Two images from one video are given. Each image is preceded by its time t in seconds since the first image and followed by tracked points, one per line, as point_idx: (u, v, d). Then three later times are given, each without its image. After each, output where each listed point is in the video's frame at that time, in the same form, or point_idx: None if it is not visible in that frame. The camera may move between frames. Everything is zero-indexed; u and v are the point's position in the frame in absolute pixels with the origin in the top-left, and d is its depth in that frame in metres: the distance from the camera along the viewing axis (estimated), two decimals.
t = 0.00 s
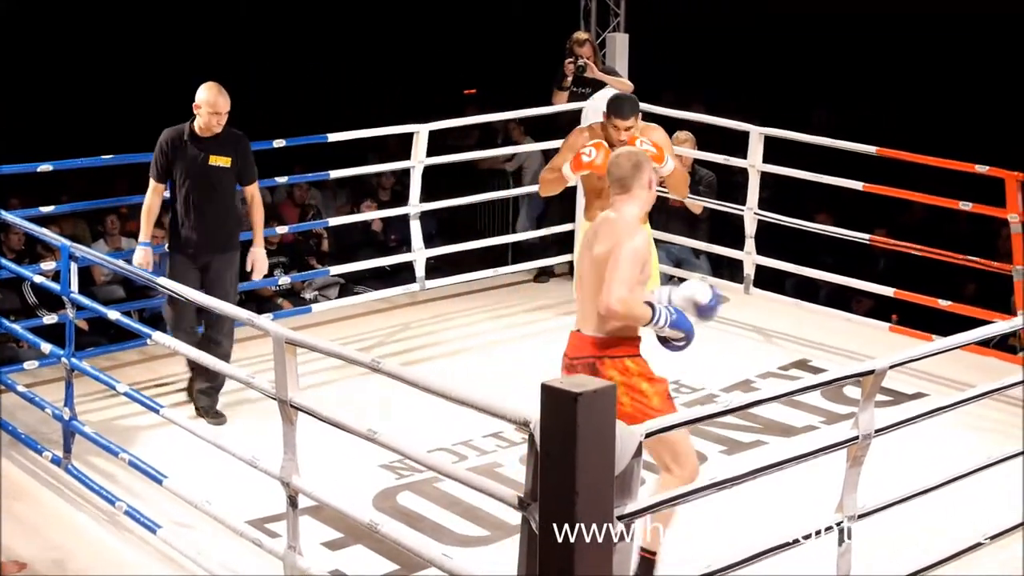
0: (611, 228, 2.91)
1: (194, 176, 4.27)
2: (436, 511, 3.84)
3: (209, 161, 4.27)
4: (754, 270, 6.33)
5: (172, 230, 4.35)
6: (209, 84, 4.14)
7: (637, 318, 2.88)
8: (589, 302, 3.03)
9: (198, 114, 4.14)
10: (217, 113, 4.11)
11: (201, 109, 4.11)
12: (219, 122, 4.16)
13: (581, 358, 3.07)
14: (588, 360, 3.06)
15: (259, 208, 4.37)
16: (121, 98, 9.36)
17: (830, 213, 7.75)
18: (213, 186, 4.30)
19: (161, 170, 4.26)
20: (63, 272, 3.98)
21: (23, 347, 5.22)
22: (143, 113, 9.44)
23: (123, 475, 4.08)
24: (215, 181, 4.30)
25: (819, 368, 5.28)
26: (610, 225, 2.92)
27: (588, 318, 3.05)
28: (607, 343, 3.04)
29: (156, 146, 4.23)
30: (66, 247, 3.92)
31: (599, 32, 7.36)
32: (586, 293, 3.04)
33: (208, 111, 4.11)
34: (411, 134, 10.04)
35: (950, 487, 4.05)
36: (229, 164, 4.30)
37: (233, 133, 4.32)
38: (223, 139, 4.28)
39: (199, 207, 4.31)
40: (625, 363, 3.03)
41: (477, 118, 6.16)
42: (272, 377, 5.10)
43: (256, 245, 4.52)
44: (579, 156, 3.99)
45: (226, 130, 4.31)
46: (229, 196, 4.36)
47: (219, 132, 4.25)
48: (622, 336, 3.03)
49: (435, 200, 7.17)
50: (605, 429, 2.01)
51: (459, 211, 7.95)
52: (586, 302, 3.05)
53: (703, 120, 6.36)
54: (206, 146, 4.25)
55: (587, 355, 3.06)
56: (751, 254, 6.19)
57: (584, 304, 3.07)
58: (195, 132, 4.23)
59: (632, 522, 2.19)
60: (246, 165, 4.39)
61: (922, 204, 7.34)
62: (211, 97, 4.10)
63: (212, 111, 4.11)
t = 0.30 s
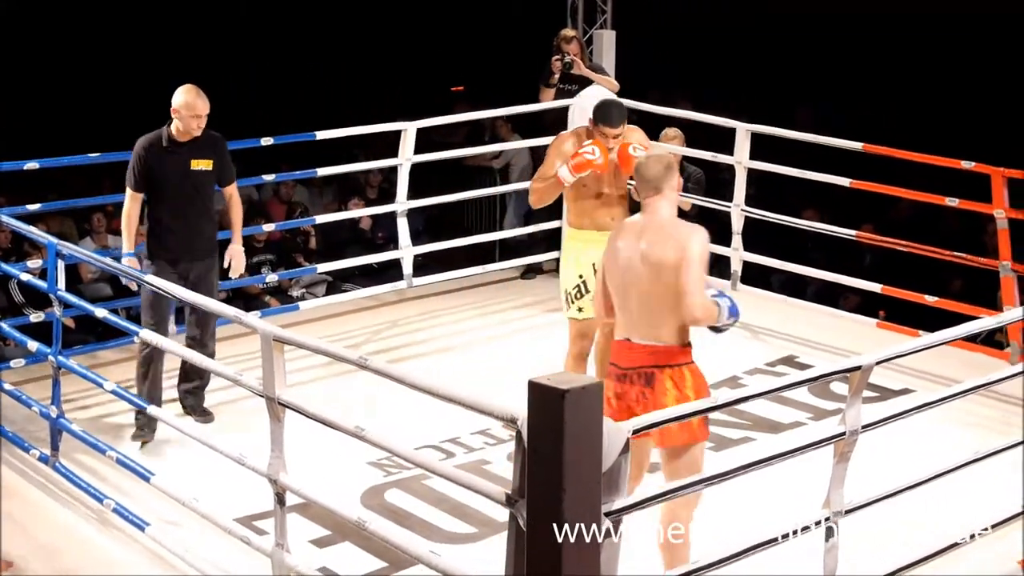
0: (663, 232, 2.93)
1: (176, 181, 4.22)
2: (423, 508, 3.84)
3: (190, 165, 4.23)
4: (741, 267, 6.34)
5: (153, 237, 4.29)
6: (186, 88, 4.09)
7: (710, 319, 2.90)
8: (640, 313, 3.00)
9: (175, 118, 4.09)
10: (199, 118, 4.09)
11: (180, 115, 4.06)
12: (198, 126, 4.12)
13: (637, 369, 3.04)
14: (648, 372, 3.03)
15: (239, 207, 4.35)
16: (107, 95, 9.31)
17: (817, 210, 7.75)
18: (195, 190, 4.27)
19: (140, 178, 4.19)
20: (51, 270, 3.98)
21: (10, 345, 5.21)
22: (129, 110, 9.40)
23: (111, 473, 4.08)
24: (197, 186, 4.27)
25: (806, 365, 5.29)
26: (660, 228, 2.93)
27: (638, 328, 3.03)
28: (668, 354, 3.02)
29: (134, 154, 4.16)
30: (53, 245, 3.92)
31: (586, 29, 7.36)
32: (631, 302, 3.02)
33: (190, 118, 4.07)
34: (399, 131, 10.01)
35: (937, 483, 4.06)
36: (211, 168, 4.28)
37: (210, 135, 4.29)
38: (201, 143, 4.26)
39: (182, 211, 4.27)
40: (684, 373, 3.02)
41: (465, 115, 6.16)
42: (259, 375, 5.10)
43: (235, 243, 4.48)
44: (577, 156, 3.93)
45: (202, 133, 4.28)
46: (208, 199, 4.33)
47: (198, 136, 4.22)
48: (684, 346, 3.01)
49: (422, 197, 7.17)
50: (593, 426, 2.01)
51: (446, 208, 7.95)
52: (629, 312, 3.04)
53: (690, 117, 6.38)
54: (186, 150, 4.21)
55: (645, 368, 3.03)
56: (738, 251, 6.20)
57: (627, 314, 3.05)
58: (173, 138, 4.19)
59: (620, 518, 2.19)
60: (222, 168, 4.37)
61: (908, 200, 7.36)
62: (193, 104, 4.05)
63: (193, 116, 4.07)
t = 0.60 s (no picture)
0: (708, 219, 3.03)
1: (142, 188, 4.05)
2: (407, 504, 3.84)
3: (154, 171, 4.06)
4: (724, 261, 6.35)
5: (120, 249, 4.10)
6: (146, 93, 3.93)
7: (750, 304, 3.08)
8: (679, 306, 3.03)
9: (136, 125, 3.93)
10: (161, 123, 3.94)
11: (142, 123, 3.91)
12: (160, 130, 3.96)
13: (670, 361, 3.08)
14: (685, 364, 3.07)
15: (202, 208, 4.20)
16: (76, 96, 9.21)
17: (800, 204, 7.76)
18: (160, 195, 4.10)
19: (105, 189, 3.99)
20: (32, 267, 3.96)
21: None
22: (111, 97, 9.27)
23: (93, 471, 4.07)
24: (162, 191, 4.10)
25: (789, 360, 5.29)
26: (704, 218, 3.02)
27: (672, 321, 3.06)
28: (703, 347, 3.07)
29: (97, 165, 3.97)
30: (35, 242, 3.90)
31: (569, 24, 7.35)
32: (666, 297, 3.05)
33: (153, 125, 3.92)
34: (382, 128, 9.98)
35: (921, 477, 4.07)
36: (175, 172, 4.12)
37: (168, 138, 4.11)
38: (162, 147, 4.09)
39: (149, 218, 4.09)
40: (715, 366, 3.09)
41: (448, 110, 6.16)
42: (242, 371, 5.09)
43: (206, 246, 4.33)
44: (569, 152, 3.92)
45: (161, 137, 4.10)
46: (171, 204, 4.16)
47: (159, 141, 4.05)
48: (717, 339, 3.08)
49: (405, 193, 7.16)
50: (576, 422, 2.01)
51: (430, 203, 7.93)
52: (661, 306, 3.06)
53: (672, 112, 6.38)
54: (149, 156, 4.04)
55: (680, 359, 3.07)
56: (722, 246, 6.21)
57: (657, 308, 3.07)
58: (134, 144, 4.01)
59: (604, 513, 2.19)
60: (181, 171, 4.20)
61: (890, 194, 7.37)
62: (156, 110, 3.89)
63: (156, 123, 3.92)
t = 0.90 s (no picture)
0: (694, 212, 3.15)
1: (121, 191, 3.89)
2: (394, 500, 3.84)
3: (133, 174, 3.90)
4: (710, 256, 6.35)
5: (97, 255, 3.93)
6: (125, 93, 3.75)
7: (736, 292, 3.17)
8: (671, 294, 3.15)
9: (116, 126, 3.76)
10: (143, 124, 3.76)
11: (123, 123, 3.74)
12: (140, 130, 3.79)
13: (667, 349, 3.17)
14: (677, 350, 3.16)
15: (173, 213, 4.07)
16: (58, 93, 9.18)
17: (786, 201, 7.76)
18: (139, 200, 3.93)
19: (84, 192, 3.83)
20: (17, 264, 3.96)
21: None
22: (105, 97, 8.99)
23: (78, 468, 4.06)
24: (142, 195, 3.94)
25: (775, 355, 5.30)
26: (690, 211, 3.15)
27: (665, 310, 3.17)
28: (695, 333, 3.16)
29: (74, 167, 3.80)
30: (19, 240, 3.90)
31: (554, 20, 7.35)
32: (659, 286, 3.16)
33: (135, 126, 3.74)
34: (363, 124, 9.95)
35: (906, 472, 4.08)
36: (153, 174, 3.96)
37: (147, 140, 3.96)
38: (140, 150, 3.92)
39: (130, 223, 3.92)
40: (709, 351, 3.17)
41: (433, 107, 6.15)
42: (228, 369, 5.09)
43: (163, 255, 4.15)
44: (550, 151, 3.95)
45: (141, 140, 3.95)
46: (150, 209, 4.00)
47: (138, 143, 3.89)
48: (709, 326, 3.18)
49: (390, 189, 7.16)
50: (562, 417, 2.01)
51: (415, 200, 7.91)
52: (652, 295, 3.18)
53: (657, 108, 6.38)
54: (128, 158, 3.87)
55: (676, 347, 3.16)
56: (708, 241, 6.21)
57: (649, 298, 3.19)
58: (112, 145, 3.85)
59: (590, 508, 2.19)
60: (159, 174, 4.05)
61: (875, 190, 7.38)
62: (137, 110, 3.73)
63: (138, 123, 3.75)
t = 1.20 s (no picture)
0: (698, 201, 3.26)
1: (118, 203, 3.79)
2: (379, 497, 3.84)
3: (130, 186, 3.80)
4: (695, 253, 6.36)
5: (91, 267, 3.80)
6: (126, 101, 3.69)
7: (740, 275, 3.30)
8: (683, 281, 3.25)
9: (116, 136, 3.70)
10: (144, 132, 3.70)
11: (125, 133, 3.67)
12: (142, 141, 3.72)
13: (681, 336, 3.28)
14: (691, 336, 3.28)
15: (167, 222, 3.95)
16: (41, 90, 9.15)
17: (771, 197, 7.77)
18: (136, 213, 3.82)
19: (79, 202, 3.75)
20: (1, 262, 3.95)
21: None
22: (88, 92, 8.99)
23: (63, 466, 4.06)
24: (140, 209, 3.83)
25: (759, 352, 5.31)
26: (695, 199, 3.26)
27: (677, 297, 3.27)
28: (705, 317, 3.29)
29: (69, 175, 3.73)
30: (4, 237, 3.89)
31: (539, 18, 7.35)
32: (670, 273, 3.26)
33: (136, 135, 3.68)
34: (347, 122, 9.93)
35: (890, 467, 4.09)
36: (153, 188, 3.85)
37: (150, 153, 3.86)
38: (141, 161, 3.82)
39: (126, 235, 3.81)
40: (718, 334, 3.31)
41: (418, 104, 6.15)
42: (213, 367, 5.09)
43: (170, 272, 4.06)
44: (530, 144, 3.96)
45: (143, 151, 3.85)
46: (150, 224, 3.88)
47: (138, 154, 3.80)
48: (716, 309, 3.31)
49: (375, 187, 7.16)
50: (546, 414, 2.02)
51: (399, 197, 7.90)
52: (662, 284, 3.28)
53: (642, 105, 6.39)
54: (127, 170, 3.78)
55: (689, 333, 3.28)
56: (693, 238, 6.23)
57: (658, 285, 3.29)
58: (111, 154, 3.76)
59: (575, 505, 2.20)
60: (160, 188, 3.93)
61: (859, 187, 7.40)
62: (138, 118, 3.66)
63: (140, 132, 3.69)
